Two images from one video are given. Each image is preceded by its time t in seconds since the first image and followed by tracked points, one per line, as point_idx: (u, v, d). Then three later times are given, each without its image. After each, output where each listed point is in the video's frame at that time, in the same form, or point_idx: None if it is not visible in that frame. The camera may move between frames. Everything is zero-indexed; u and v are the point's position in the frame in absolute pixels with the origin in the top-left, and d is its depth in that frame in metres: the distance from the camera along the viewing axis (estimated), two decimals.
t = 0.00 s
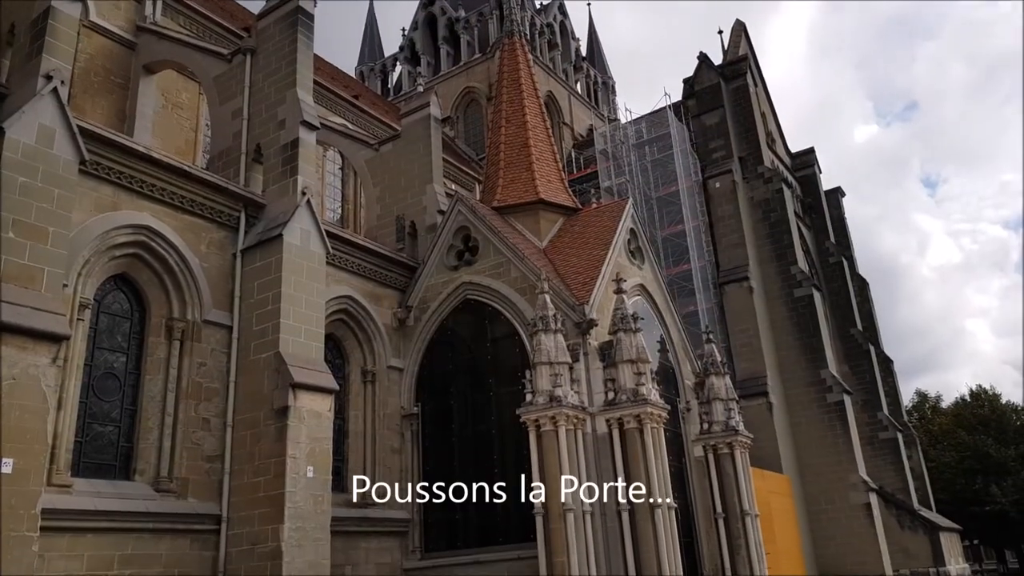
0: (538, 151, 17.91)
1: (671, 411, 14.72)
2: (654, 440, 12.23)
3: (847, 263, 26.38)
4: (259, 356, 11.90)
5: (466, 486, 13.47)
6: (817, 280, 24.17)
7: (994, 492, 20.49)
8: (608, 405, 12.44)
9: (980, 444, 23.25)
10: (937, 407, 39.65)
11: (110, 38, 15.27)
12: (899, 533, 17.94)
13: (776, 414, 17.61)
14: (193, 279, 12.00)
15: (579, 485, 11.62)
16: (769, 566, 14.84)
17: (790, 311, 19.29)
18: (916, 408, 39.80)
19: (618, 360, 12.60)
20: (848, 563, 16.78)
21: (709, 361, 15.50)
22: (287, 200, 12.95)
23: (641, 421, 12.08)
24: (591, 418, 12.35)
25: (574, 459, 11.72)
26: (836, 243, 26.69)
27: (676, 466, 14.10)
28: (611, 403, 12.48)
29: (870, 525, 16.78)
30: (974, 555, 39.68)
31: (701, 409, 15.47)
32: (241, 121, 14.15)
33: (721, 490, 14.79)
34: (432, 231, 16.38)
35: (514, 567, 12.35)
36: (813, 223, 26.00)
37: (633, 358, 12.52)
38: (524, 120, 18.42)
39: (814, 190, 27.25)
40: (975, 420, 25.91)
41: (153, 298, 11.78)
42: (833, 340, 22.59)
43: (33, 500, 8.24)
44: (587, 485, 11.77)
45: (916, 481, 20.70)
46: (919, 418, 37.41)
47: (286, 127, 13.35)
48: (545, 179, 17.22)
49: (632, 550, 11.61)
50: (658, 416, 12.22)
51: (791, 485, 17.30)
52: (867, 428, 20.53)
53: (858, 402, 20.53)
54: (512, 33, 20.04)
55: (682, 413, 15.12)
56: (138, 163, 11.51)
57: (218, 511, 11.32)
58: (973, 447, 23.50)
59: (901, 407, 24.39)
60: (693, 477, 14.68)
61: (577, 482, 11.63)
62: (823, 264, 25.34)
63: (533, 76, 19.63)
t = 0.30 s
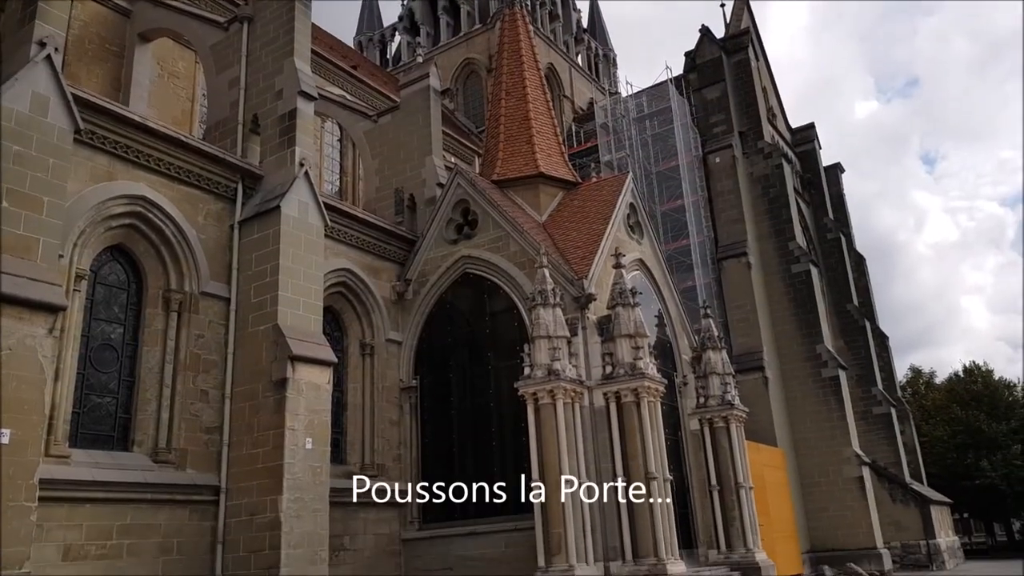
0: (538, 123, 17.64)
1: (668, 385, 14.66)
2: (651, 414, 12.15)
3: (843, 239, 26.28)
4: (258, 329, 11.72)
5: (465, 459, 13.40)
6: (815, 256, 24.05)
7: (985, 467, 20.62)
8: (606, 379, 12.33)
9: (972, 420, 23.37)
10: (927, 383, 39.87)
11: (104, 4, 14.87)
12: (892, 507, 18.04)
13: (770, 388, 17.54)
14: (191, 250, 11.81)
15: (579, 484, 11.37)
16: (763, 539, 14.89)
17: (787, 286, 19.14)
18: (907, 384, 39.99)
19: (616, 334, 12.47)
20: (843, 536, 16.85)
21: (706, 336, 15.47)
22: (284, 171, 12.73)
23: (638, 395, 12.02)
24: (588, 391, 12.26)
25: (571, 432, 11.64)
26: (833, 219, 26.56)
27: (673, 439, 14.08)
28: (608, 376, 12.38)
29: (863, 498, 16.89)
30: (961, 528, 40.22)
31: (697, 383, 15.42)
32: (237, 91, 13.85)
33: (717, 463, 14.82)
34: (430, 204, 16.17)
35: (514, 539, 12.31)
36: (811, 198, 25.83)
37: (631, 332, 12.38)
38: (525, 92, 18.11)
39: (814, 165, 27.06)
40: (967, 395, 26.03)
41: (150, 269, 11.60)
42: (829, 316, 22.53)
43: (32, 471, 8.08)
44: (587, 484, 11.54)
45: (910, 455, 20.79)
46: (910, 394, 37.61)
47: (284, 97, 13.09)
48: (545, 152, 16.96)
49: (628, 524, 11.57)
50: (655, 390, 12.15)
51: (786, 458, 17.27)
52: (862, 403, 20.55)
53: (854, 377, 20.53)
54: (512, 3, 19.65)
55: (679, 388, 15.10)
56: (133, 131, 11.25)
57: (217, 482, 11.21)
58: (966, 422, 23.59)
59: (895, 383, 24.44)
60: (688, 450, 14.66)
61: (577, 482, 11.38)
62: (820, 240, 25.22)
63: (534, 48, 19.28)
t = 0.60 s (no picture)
0: (536, 96, 17.48)
1: (665, 358, 14.70)
2: (648, 388, 12.16)
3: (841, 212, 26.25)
4: (255, 304, 11.69)
5: (462, 431, 13.43)
6: (812, 230, 24.03)
7: (977, 439, 20.78)
8: (602, 353, 12.33)
9: (965, 392, 23.53)
10: (922, 357, 40.06)
11: None
12: (885, 478, 18.22)
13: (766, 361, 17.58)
14: (186, 224, 11.74)
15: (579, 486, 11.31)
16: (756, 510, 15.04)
17: (784, 260, 19.16)
18: (902, 357, 40.27)
19: (613, 308, 12.45)
20: (837, 507, 17.01)
21: (703, 310, 15.49)
22: (280, 144, 12.64)
23: (635, 367, 11.98)
24: (585, 364, 12.29)
25: (568, 406, 11.68)
26: (830, 192, 26.51)
27: (669, 412, 14.14)
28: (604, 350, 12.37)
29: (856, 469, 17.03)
30: (954, 501, 40.71)
31: (694, 357, 15.45)
32: (231, 63, 13.70)
33: (712, 436, 14.91)
34: (427, 178, 16.08)
35: (512, 511, 12.40)
36: (809, 171, 25.76)
37: (628, 306, 12.37)
38: (522, 64, 17.92)
39: (811, 139, 26.96)
40: (961, 368, 26.19)
41: (146, 243, 11.54)
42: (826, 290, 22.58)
43: (31, 445, 8.07)
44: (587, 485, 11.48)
45: (903, 428, 20.97)
46: (906, 367, 37.82)
47: (278, 70, 12.96)
48: (543, 126, 16.82)
49: (625, 496, 11.58)
50: (652, 363, 12.14)
51: (780, 430, 17.36)
52: (857, 376, 20.66)
53: (848, 350, 20.64)
54: None
55: (675, 362, 15.13)
56: (127, 104, 11.13)
57: (216, 455, 11.23)
58: (959, 395, 23.78)
59: (890, 356, 24.56)
60: (684, 423, 14.74)
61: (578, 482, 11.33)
62: (817, 214, 25.19)
63: (531, 19, 19.05)
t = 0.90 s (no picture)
0: (530, 70, 17.29)
1: (658, 335, 14.71)
2: (642, 365, 12.13)
3: (835, 190, 26.24)
4: (247, 278, 11.58)
5: (455, 407, 13.42)
6: (806, 207, 24.04)
7: (966, 416, 20.96)
8: (594, 330, 12.29)
9: (956, 370, 23.70)
10: (913, 334, 40.32)
11: None
12: (876, 455, 18.37)
13: (758, 338, 17.63)
14: (177, 198, 11.61)
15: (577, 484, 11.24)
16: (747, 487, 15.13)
17: (778, 237, 19.20)
18: (892, 336, 40.58)
19: (606, 285, 12.38)
20: (828, 484, 17.16)
21: (696, 287, 15.46)
22: (271, 118, 12.44)
23: (627, 344, 11.94)
24: (578, 341, 12.27)
25: (561, 383, 11.68)
26: (825, 170, 26.52)
27: (661, 389, 14.18)
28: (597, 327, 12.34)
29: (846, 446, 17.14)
30: (941, 477, 41.25)
31: (686, 334, 15.43)
32: (222, 34, 13.52)
33: (704, 413, 14.98)
34: (420, 153, 15.94)
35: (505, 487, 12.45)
36: (804, 148, 25.69)
37: (621, 283, 12.30)
38: (517, 37, 17.71)
39: (806, 116, 26.91)
40: (952, 346, 26.38)
41: (137, 217, 11.41)
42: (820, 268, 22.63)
43: (22, 419, 7.99)
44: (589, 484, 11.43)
45: (894, 405, 21.16)
46: (897, 345, 38.05)
47: (270, 41, 12.79)
48: (537, 100, 16.65)
49: (616, 472, 11.60)
50: (644, 340, 12.08)
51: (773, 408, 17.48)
52: (848, 353, 20.76)
53: (841, 328, 20.76)
54: None
55: (668, 338, 15.13)
56: (116, 75, 10.95)
57: (208, 429, 11.20)
58: (949, 373, 23.98)
59: (882, 333, 24.69)
60: (677, 399, 14.80)
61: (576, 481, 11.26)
62: (812, 191, 25.18)
63: None
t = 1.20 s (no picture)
0: (525, 51, 17.55)
1: (651, 315, 15.20)
2: (635, 344, 12.56)
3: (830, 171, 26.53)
4: (242, 261, 12.03)
5: (450, 387, 13.90)
6: (801, 188, 24.37)
7: (958, 396, 21.49)
8: (589, 311, 12.70)
9: (949, 350, 24.14)
10: (910, 315, 40.71)
11: None
12: (868, 435, 18.87)
13: (752, 319, 18.10)
14: (172, 180, 12.02)
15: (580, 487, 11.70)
16: (741, 465, 15.59)
17: (772, 218, 19.60)
18: (889, 316, 41.15)
19: (601, 267, 12.77)
20: (820, 464, 17.70)
21: (689, 268, 15.88)
22: (266, 99, 12.75)
23: (622, 325, 12.37)
24: (573, 322, 12.70)
25: (555, 361, 12.14)
26: (820, 150, 26.89)
27: (654, 366, 14.69)
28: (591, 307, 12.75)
29: (840, 426, 17.65)
30: (937, 459, 41.82)
31: (680, 314, 15.91)
32: (218, 17, 13.82)
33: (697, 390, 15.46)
34: (415, 135, 16.28)
35: (497, 465, 12.95)
36: (799, 130, 25.96)
37: (616, 264, 12.68)
38: (512, 18, 17.95)
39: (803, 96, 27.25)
40: (946, 326, 26.79)
41: (132, 198, 11.81)
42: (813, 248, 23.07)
43: (20, 399, 8.34)
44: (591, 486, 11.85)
45: (885, 384, 21.68)
46: (893, 325, 38.68)
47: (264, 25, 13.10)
48: (532, 82, 16.97)
49: (610, 450, 12.03)
50: (639, 321, 12.50)
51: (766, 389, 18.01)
52: (842, 334, 21.22)
53: (834, 309, 21.24)
54: None
55: (660, 317, 15.64)
56: (110, 58, 11.32)
57: (205, 410, 11.65)
58: (942, 352, 24.48)
59: (875, 314, 25.13)
60: (670, 377, 15.32)
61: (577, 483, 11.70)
62: (806, 172, 25.57)
63: None
